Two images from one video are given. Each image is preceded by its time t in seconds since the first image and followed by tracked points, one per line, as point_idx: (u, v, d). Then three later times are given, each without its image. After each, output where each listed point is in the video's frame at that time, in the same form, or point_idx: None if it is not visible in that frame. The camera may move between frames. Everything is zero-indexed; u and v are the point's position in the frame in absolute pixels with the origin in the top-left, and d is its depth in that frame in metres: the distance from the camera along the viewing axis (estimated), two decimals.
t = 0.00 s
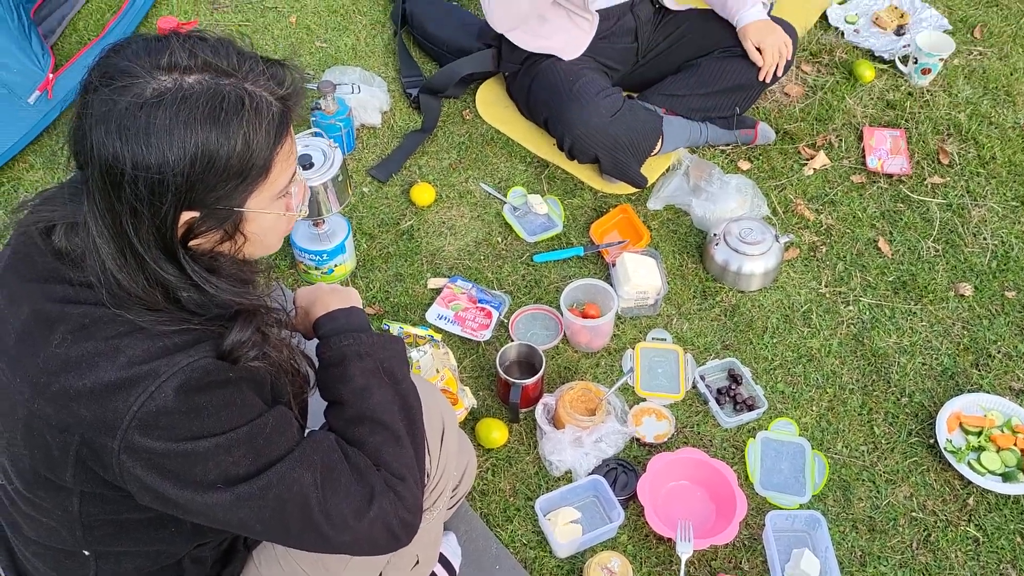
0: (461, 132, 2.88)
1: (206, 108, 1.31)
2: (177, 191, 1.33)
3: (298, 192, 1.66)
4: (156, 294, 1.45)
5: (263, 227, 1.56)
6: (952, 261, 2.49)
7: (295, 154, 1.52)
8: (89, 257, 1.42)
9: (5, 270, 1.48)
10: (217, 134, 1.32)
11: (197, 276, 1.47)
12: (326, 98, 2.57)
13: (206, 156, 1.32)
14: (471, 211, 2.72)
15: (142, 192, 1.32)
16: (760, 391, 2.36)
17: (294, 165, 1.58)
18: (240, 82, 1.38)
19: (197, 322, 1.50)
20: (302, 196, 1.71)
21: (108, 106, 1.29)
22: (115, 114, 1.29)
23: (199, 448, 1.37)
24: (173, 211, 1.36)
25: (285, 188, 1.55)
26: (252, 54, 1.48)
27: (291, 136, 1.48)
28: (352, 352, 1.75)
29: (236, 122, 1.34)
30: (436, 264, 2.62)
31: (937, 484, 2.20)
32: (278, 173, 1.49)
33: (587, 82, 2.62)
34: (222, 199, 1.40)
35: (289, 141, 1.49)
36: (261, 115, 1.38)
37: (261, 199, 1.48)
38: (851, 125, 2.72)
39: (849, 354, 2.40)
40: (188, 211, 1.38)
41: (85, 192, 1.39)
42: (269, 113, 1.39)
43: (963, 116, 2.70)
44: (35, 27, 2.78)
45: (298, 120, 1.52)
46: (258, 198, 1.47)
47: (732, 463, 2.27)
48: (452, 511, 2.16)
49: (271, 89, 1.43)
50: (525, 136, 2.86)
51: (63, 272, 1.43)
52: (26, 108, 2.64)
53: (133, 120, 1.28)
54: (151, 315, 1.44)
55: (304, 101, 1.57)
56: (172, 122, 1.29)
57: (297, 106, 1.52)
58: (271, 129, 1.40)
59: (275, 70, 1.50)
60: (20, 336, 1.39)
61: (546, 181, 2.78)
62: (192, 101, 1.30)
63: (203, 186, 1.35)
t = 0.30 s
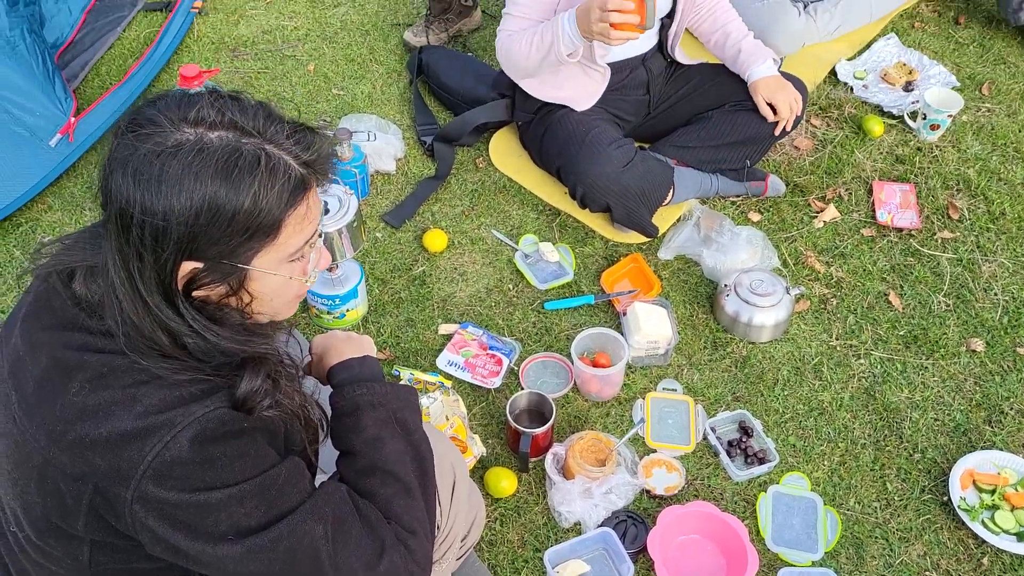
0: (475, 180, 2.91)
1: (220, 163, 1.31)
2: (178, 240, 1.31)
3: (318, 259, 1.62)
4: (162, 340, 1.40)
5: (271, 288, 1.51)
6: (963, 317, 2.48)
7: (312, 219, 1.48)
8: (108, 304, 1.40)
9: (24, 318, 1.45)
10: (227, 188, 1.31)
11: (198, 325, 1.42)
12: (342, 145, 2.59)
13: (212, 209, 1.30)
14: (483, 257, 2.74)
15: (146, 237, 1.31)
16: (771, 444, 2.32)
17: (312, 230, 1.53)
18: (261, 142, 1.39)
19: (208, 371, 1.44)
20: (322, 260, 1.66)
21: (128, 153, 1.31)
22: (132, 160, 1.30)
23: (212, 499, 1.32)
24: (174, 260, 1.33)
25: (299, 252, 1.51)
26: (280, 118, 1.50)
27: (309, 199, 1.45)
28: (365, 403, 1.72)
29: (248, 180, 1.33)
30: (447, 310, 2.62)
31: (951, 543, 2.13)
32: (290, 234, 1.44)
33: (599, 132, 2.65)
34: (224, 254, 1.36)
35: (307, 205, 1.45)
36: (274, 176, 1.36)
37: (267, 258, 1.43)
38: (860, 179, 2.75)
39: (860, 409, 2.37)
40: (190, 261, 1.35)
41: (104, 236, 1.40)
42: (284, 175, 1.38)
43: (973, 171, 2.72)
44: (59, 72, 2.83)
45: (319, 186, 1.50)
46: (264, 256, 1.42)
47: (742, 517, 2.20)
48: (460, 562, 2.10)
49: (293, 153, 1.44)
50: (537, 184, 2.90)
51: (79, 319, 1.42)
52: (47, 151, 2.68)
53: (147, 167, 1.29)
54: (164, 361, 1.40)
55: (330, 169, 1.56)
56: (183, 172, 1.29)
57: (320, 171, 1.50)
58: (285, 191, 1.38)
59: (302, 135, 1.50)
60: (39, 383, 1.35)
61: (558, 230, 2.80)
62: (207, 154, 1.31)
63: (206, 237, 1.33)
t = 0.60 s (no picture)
0: (480, 230, 2.94)
1: (231, 222, 1.30)
2: (183, 295, 1.30)
3: (328, 324, 1.58)
4: (165, 393, 1.37)
5: (276, 349, 1.48)
6: (967, 374, 2.46)
7: (321, 284, 1.45)
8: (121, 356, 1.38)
9: (36, 369, 1.42)
10: (235, 247, 1.30)
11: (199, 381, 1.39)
12: (352, 194, 2.63)
13: (218, 266, 1.29)
14: (487, 307, 2.74)
15: (154, 290, 1.31)
16: (776, 500, 2.24)
17: (322, 295, 1.50)
18: (275, 205, 1.38)
19: (212, 427, 1.41)
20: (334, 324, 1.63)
21: (145, 207, 1.31)
22: (148, 214, 1.30)
23: (217, 556, 1.30)
24: (178, 314, 1.32)
25: (307, 316, 1.47)
26: (300, 182, 1.48)
27: (320, 265, 1.42)
28: (372, 457, 1.72)
29: (257, 242, 1.32)
30: (451, 360, 2.61)
31: None
32: (297, 298, 1.41)
33: (605, 185, 2.68)
34: (227, 312, 1.34)
35: (318, 270, 1.43)
36: (283, 240, 1.34)
37: (271, 321, 1.40)
38: (862, 235, 2.77)
39: (865, 466, 2.30)
40: (194, 317, 1.33)
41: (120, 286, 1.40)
42: (296, 239, 1.36)
43: (974, 228, 2.75)
44: (73, 119, 2.88)
45: (332, 252, 1.47)
46: (268, 318, 1.39)
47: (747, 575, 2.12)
48: None
49: (308, 217, 1.42)
50: (542, 235, 2.92)
51: (94, 372, 1.39)
52: (58, 196, 2.71)
53: (161, 222, 1.29)
54: (171, 416, 1.37)
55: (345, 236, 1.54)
56: (194, 229, 1.28)
57: (332, 237, 1.48)
58: (295, 255, 1.36)
59: (320, 200, 1.49)
60: (49, 436, 1.32)
61: (562, 280, 2.81)
62: (220, 214, 1.30)
63: (211, 294, 1.31)
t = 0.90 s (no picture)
0: (484, 257, 2.95)
1: (245, 245, 1.30)
2: (195, 317, 1.29)
3: (336, 346, 1.58)
4: (172, 417, 1.36)
5: (285, 373, 1.46)
6: (970, 408, 2.45)
7: (331, 308, 1.45)
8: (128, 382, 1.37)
9: (42, 392, 1.41)
10: (248, 270, 1.30)
11: (209, 404, 1.38)
12: (357, 219, 2.66)
13: (230, 289, 1.29)
14: (490, 334, 2.74)
15: (165, 313, 1.30)
16: (779, 533, 2.20)
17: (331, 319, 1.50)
18: (287, 229, 1.38)
19: (215, 452, 1.40)
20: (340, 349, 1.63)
21: (158, 231, 1.31)
22: (162, 237, 1.31)
23: None
24: (190, 336, 1.31)
25: (316, 339, 1.47)
26: (310, 207, 1.48)
27: (330, 288, 1.42)
28: (375, 483, 1.70)
29: (270, 265, 1.32)
30: (453, 387, 2.60)
31: None
32: (307, 322, 1.41)
33: (608, 214, 2.69)
34: (238, 334, 1.33)
35: (328, 293, 1.43)
36: (296, 263, 1.34)
37: (282, 344, 1.40)
38: (864, 267, 2.78)
39: (868, 498, 2.28)
40: (206, 340, 1.33)
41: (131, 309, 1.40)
42: (307, 262, 1.36)
43: (975, 262, 2.75)
44: (81, 143, 2.91)
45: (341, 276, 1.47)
46: (279, 341, 1.39)
47: None
48: None
49: (320, 242, 1.43)
50: (545, 263, 2.93)
51: (98, 396, 1.39)
52: (64, 220, 2.73)
53: (175, 245, 1.29)
54: (175, 440, 1.36)
55: (354, 260, 1.54)
56: (208, 252, 1.28)
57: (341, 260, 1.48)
58: (307, 279, 1.37)
59: (330, 225, 1.50)
60: (52, 459, 1.31)
61: (565, 308, 2.82)
62: (233, 237, 1.30)
63: (223, 317, 1.31)
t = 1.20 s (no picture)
0: (486, 281, 2.95)
1: (254, 267, 1.32)
2: (231, 347, 1.34)
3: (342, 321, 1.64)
4: (216, 445, 1.44)
5: (315, 364, 1.53)
6: (974, 432, 2.44)
7: (338, 292, 1.50)
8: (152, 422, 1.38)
9: (50, 412, 1.39)
10: (266, 287, 1.33)
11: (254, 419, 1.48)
12: (357, 242, 2.70)
13: (260, 310, 1.33)
14: (492, 358, 2.74)
15: (201, 354, 1.33)
16: (784, 558, 2.18)
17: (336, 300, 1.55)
18: (281, 234, 1.39)
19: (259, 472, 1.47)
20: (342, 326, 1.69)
21: (160, 278, 1.30)
22: (167, 282, 1.29)
23: None
24: (232, 365, 1.36)
25: (332, 322, 1.53)
26: (287, 205, 1.48)
27: (333, 273, 1.47)
28: (379, 506, 1.69)
29: (283, 275, 1.35)
30: (455, 411, 2.59)
31: None
32: (325, 311, 1.47)
33: (610, 238, 2.70)
34: (276, 344, 1.39)
35: (332, 280, 1.48)
36: (307, 261, 1.39)
37: (311, 339, 1.46)
38: (865, 291, 2.78)
39: (873, 523, 2.27)
40: (246, 363, 1.38)
41: (138, 351, 1.39)
42: (311, 260, 1.40)
43: (976, 286, 2.75)
44: (85, 168, 2.93)
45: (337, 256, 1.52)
46: (306, 339, 1.45)
47: None
48: None
49: (310, 235, 1.45)
50: (548, 287, 2.93)
51: (108, 417, 1.37)
52: (67, 244, 2.73)
53: (186, 287, 1.29)
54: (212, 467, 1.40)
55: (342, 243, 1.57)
56: (225, 285, 1.30)
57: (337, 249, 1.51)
58: (316, 274, 1.41)
59: (312, 216, 1.50)
60: (59, 480, 1.29)
61: (567, 332, 2.81)
62: (241, 262, 1.31)
63: (258, 337, 1.36)
